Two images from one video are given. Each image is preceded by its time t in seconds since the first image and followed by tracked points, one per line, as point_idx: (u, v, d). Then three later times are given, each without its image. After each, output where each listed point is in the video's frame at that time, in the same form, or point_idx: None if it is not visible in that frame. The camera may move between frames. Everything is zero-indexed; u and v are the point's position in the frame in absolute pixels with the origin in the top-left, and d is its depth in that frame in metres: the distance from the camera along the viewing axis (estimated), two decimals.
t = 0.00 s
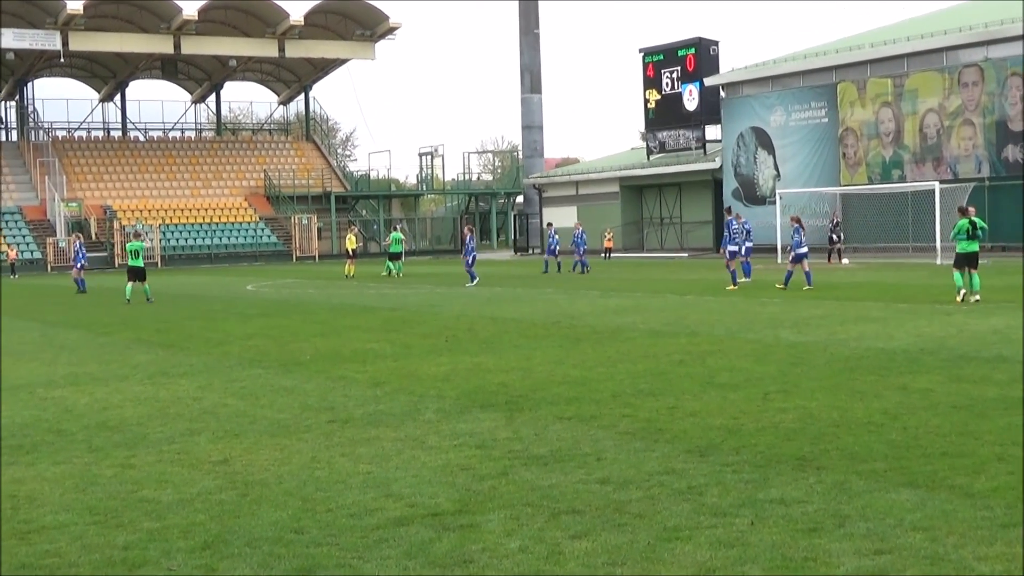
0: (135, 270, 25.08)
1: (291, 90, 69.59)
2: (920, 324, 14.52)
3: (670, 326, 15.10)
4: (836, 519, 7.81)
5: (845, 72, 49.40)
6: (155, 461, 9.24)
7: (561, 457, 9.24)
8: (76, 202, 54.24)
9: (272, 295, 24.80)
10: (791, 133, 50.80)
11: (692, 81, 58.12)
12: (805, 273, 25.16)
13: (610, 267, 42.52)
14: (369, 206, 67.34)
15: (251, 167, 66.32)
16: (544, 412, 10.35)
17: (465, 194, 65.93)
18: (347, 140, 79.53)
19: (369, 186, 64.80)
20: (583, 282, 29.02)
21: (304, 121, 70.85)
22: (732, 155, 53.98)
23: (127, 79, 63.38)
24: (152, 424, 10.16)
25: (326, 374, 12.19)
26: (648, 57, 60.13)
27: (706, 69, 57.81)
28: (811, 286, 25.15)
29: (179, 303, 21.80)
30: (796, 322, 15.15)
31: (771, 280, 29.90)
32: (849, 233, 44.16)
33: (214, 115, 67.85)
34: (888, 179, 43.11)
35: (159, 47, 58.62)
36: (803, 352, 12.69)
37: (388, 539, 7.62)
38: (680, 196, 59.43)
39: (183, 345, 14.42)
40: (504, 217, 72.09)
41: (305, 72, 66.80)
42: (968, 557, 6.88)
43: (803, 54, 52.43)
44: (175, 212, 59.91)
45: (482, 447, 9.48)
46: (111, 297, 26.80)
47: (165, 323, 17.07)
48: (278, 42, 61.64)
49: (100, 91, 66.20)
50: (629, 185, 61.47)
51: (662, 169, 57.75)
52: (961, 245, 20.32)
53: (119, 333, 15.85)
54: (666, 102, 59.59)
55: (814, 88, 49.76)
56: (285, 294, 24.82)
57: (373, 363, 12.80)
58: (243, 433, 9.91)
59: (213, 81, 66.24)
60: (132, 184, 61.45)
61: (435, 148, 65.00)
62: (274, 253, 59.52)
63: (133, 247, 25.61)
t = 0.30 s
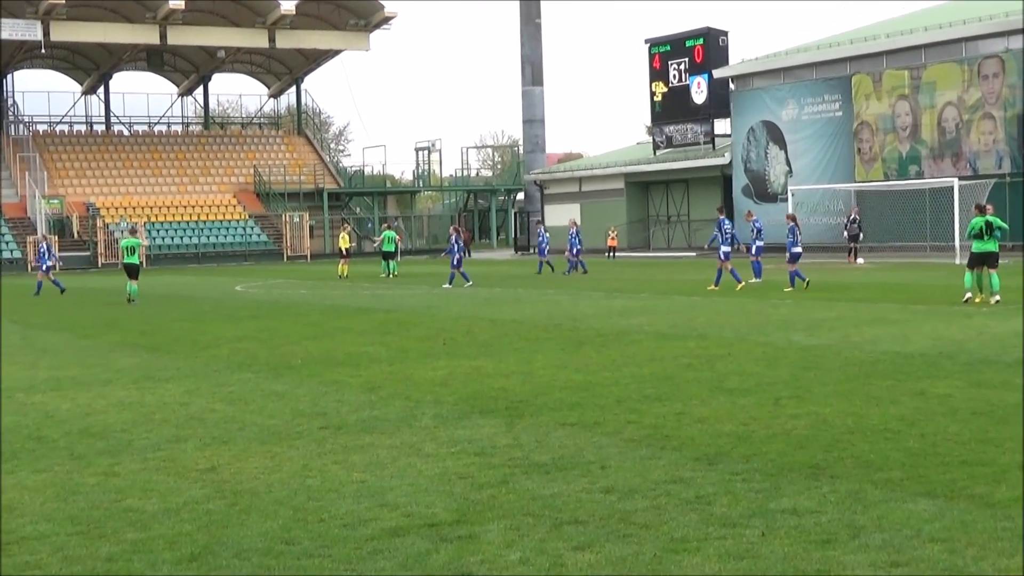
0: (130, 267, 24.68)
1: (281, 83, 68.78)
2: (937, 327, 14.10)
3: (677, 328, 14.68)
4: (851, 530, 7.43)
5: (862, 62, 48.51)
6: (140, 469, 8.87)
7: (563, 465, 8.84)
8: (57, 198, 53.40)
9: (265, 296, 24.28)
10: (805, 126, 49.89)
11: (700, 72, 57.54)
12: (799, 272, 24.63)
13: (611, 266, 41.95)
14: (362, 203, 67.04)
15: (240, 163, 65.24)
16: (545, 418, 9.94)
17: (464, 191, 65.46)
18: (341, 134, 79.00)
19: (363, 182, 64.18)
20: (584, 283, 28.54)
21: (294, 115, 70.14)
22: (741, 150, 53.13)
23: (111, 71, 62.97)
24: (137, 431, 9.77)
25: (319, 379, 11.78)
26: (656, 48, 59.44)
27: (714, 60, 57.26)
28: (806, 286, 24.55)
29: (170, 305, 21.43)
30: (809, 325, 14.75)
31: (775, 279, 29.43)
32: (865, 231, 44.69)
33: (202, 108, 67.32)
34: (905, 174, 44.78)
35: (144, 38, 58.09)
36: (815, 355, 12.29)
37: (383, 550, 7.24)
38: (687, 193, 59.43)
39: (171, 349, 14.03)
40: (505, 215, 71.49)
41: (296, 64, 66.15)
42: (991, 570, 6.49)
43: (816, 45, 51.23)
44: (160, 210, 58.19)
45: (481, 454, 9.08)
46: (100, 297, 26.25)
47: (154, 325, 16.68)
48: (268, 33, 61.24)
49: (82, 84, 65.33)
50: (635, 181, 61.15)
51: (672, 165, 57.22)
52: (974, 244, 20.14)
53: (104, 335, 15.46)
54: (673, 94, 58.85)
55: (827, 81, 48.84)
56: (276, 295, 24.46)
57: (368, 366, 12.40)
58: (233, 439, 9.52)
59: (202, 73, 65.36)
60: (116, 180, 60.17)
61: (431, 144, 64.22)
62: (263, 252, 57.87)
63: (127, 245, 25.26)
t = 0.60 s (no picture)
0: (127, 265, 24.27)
1: (275, 73, 66.74)
2: (960, 329, 13.67)
3: (690, 331, 14.24)
4: (873, 541, 7.02)
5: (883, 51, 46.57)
6: (126, 477, 8.45)
7: (570, 473, 8.43)
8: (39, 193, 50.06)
9: (256, 296, 23.76)
10: (824, 118, 48.02)
11: (715, 61, 54.83)
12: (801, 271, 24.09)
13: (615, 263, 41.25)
14: (360, 198, 64.49)
15: (231, 155, 63.32)
16: (551, 424, 9.49)
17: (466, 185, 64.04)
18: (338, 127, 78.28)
19: (361, 176, 62.32)
20: (588, 282, 28.02)
21: (287, 105, 67.68)
22: (757, 142, 50.62)
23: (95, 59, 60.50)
24: (122, 437, 9.34)
25: (314, 383, 11.34)
26: (667, 36, 56.67)
27: (729, 49, 54.54)
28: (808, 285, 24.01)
29: (162, 305, 20.94)
30: (828, 327, 14.32)
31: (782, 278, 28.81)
32: (888, 229, 43.83)
33: (191, 97, 65.04)
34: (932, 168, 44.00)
35: (130, 24, 55.56)
36: (834, 359, 11.85)
37: (382, 562, 6.83)
38: (700, 187, 57.34)
39: (159, 351, 13.59)
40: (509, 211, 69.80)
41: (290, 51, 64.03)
42: None
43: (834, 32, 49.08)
44: (148, 204, 56.44)
45: (484, 462, 8.64)
46: (89, 295, 25.77)
47: (141, 327, 16.21)
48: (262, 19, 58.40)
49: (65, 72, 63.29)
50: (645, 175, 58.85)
51: (685, 157, 54.91)
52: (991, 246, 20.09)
53: (89, 337, 15.01)
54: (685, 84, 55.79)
55: (849, 70, 47.28)
56: (270, 295, 23.89)
57: (366, 369, 11.96)
58: (224, 446, 9.09)
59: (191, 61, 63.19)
60: (101, 173, 58.31)
61: (431, 136, 62.47)
62: (256, 250, 55.33)
63: (125, 242, 24.81)
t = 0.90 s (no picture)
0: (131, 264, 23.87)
1: (274, 65, 63.16)
2: (987, 332, 13.30)
3: (707, 334, 13.86)
4: (898, 554, 6.68)
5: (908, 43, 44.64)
6: (120, 486, 8.11)
7: (581, 482, 8.08)
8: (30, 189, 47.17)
9: (255, 298, 23.36)
10: (847, 113, 46.10)
11: (732, 53, 52.43)
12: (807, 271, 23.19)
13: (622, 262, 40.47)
14: (363, 195, 61.51)
15: (228, 152, 60.11)
16: (562, 431, 9.13)
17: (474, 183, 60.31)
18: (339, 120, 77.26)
19: (363, 173, 58.77)
20: (598, 283, 27.46)
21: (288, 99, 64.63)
22: (778, 137, 48.80)
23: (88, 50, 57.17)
24: (116, 444, 9.01)
25: (315, 388, 11.00)
26: (684, 27, 54.33)
27: (747, 40, 52.20)
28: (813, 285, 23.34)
29: (159, 306, 20.55)
30: (851, 330, 13.96)
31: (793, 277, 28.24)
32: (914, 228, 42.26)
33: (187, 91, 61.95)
34: (958, 165, 42.19)
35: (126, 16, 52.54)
36: (857, 363, 11.49)
37: None
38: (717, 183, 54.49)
39: (154, 354, 13.27)
40: (518, 208, 66.11)
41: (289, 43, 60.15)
42: None
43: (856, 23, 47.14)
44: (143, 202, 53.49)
45: (492, 470, 8.29)
46: (85, 295, 25.28)
47: (135, 329, 15.87)
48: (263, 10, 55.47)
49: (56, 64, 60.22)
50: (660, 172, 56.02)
51: (699, 155, 52.35)
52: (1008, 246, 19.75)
53: (80, 340, 14.66)
54: (703, 77, 53.66)
55: (873, 62, 45.20)
56: (269, 297, 23.42)
57: (369, 374, 11.62)
58: (222, 453, 8.76)
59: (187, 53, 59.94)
60: (93, 168, 55.37)
61: (438, 132, 58.94)
62: (254, 250, 53.08)
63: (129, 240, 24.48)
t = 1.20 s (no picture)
0: (154, 262, 23.48)
1: (287, 53, 58.98)
2: None
3: (741, 336, 13.42)
4: (945, 568, 6.28)
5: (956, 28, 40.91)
6: (127, 494, 7.75)
7: (610, 491, 7.69)
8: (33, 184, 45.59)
9: (268, 297, 22.81)
10: (889, 103, 42.72)
11: (768, 39, 47.75)
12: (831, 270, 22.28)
13: (639, 259, 39.69)
14: (380, 189, 56.06)
15: (240, 143, 56.39)
16: (589, 438, 8.73)
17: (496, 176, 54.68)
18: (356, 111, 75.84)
19: (381, 166, 53.81)
20: (624, 281, 26.67)
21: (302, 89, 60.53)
22: (815, 128, 45.53)
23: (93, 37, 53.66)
24: (122, 449, 8.66)
25: (331, 391, 10.62)
26: (716, 12, 49.65)
27: (784, 27, 47.53)
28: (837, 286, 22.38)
29: (169, 306, 20.08)
30: (893, 332, 13.47)
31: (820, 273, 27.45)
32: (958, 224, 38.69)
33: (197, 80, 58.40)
34: (1006, 159, 37.40)
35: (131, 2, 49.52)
36: (899, 366, 11.03)
37: None
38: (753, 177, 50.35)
39: (162, 356, 12.90)
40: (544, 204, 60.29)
41: (303, 30, 56.63)
42: None
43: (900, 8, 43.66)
44: (151, 197, 50.21)
45: (516, 478, 7.91)
46: (94, 293, 24.72)
47: (143, 331, 15.46)
48: None
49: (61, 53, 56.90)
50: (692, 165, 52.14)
51: (731, 146, 48.89)
52: None
53: (86, 341, 14.27)
54: (736, 66, 49.01)
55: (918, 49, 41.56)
56: (281, 296, 22.79)
57: (386, 377, 11.22)
58: (233, 459, 8.40)
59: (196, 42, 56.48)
60: (99, 161, 52.16)
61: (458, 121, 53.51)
62: (268, 246, 49.77)
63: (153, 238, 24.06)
